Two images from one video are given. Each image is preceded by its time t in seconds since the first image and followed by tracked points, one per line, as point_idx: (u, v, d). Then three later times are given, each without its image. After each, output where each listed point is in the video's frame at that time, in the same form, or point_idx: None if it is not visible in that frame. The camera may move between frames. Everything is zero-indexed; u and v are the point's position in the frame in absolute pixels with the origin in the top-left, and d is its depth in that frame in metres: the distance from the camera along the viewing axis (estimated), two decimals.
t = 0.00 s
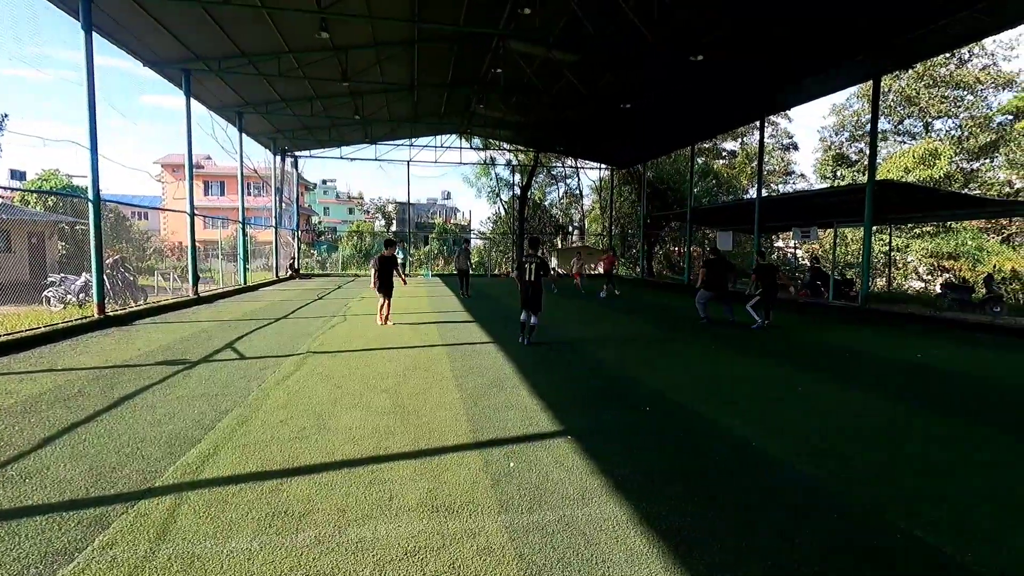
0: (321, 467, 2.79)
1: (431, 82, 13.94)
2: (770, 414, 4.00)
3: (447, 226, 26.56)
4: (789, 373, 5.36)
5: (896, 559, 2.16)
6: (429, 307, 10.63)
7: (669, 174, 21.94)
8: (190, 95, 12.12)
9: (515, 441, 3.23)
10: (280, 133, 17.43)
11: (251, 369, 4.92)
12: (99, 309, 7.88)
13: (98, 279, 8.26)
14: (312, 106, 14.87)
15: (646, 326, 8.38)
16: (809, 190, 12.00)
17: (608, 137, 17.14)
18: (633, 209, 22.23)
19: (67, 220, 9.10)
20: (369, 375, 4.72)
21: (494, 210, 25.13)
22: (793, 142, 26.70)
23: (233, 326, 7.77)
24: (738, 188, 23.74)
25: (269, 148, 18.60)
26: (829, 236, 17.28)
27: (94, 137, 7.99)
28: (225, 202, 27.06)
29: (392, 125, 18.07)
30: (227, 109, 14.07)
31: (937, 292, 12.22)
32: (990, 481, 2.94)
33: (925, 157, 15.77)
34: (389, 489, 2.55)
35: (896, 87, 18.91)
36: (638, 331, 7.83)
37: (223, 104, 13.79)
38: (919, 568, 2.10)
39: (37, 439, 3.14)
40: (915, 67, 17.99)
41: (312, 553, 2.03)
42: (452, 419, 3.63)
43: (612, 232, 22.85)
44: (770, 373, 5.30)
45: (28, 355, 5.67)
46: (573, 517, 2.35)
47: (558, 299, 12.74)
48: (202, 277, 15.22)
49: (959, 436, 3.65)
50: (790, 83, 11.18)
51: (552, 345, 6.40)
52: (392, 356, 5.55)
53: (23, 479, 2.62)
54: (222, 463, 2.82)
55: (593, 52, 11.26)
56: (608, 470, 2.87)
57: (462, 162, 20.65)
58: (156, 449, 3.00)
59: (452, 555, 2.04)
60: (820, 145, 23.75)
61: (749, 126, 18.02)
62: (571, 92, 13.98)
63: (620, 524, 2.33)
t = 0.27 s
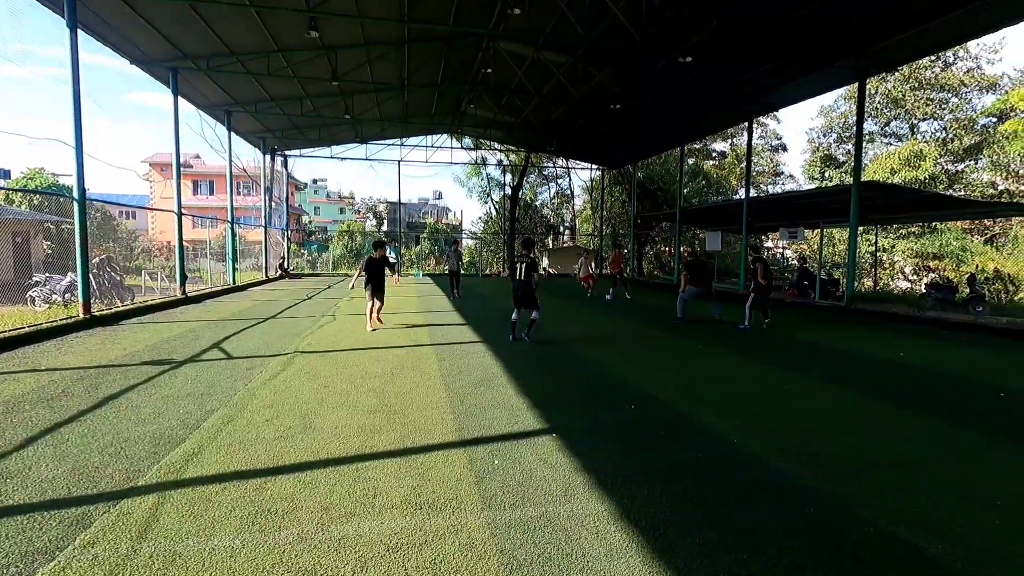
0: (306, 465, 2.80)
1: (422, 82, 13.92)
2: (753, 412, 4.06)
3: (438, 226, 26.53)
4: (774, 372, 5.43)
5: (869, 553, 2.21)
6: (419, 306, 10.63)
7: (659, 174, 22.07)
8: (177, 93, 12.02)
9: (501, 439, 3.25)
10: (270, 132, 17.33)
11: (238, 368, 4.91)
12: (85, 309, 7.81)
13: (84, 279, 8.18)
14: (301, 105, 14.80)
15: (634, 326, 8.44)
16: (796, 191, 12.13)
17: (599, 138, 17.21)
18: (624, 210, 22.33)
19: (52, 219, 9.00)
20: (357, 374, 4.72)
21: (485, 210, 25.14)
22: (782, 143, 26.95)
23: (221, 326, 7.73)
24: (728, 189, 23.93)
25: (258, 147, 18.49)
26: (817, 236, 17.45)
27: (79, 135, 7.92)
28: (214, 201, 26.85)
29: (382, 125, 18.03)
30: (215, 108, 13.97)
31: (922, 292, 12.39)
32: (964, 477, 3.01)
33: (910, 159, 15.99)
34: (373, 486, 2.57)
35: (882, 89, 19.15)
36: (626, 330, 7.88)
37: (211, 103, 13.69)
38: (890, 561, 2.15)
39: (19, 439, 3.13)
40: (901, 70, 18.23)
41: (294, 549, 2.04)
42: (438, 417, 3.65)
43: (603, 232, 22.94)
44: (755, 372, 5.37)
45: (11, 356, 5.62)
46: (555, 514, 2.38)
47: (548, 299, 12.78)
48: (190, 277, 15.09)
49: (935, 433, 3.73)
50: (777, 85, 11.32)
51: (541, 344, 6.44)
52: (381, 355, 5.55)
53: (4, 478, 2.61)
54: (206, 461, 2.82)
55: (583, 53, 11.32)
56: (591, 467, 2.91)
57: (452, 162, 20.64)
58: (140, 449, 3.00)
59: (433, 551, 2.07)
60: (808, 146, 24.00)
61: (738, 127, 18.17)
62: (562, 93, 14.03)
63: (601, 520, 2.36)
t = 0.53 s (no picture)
0: (294, 466, 2.81)
1: (417, 86, 13.97)
2: (740, 413, 4.10)
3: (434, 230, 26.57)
4: (763, 374, 5.47)
5: (848, 550, 2.23)
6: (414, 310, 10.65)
7: (654, 179, 22.19)
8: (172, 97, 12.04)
9: (489, 440, 3.27)
10: (265, 137, 17.35)
11: (229, 371, 4.92)
12: (77, 313, 7.80)
13: (76, 282, 8.17)
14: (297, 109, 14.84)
15: (627, 329, 8.48)
16: (789, 196, 12.21)
17: (593, 142, 17.29)
18: (619, 214, 22.42)
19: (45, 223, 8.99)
20: (348, 377, 4.74)
21: (481, 215, 25.20)
22: (776, 149, 27.13)
23: (214, 330, 7.73)
24: (722, 194, 24.07)
25: (253, 151, 18.51)
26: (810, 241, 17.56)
27: (72, 139, 7.92)
28: (209, 205, 26.83)
29: (378, 130, 18.08)
30: (210, 112, 13.99)
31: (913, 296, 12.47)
32: (945, 477, 3.05)
33: (901, 164, 16.14)
34: (359, 487, 2.59)
35: (874, 95, 19.33)
36: (618, 334, 7.92)
37: (206, 107, 13.71)
38: (874, 559, 2.18)
39: (8, 441, 3.13)
40: (892, 76, 18.41)
41: (278, 548, 2.06)
42: (428, 419, 3.67)
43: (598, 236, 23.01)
44: (744, 374, 5.42)
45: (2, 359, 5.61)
46: (539, 513, 2.40)
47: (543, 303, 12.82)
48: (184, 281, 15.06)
49: (921, 434, 3.77)
50: (769, 91, 11.42)
51: (533, 348, 6.46)
52: (373, 358, 5.56)
53: None
54: (194, 463, 2.83)
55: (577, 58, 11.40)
56: (577, 467, 2.93)
57: (448, 166, 20.70)
58: (129, 450, 3.01)
59: (417, 550, 2.09)
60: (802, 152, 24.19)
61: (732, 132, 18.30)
62: (556, 98, 14.10)
63: (585, 518, 2.38)
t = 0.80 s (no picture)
0: (285, 466, 2.83)
1: (413, 89, 14.01)
2: (732, 414, 4.12)
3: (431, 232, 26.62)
4: (756, 375, 5.50)
5: (833, 549, 2.26)
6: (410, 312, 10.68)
7: (650, 182, 22.28)
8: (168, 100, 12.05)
9: (481, 441, 3.29)
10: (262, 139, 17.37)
11: (223, 373, 4.92)
12: (72, 315, 7.80)
13: (71, 284, 8.16)
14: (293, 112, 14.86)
15: (622, 331, 8.51)
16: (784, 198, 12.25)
17: (590, 145, 17.36)
18: (616, 217, 22.49)
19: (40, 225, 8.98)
20: (343, 378, 4.75)
21: (478, 217, 25.25)
22: (772, 151, 27.27)
23: (210, 331, 7.73)
24: (718, 196, 24.17)
25: (250, 154, 18.52)
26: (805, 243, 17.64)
27: (67, 141, 7.93)
28: (206, 207, 26.83)
29: (375, 132, 18.11)
30: (206, 114, 14.00)
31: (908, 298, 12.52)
32: (933, 477, 3.08)
33: (896, 167, 16.23)
34: (350, 487, 2.60)
35: (869, 98, 19.45)
36: (614, 336, 7.95)
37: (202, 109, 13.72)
38: (859, 557, 2.20)
39: None
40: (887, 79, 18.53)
41: (268, 547, 2.07)
42: (420, 420, 3.68)
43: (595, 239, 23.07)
44: (737, 376, 5.44)
45: None
46: (528, 512, 2.42)
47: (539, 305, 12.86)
48: (180, 283, 15.04)
49: (911, 434, 3.80)
50: (764, 94, 11.48)
51: (528, 350, 6.47)
52: (367, 360, 5.57)
53: None
54: (186, 463, 2.84)
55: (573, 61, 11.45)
56: (568, 467, 2.95)
57: (445, 169, 20.74)
58: (121, 450, 3.02)
59: (406, 548, 2.10)
60: (798, 155, 24.33)
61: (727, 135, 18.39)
62: (552, 101, 14.15)
63: (574, 517, 2.40)
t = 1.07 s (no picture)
0: (287, 469, 2.84)
1: (413, 92, 14.05)
2: (731, 416, 4.14)
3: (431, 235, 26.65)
4: (755, 378, 5.53)
5: (831, 549, 2.28)
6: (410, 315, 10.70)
7: (650, 185, 22.34)
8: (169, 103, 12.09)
9: (482, 443, 3.30)
10: (262, 142, 17.40)
11: (224, 376, 4.93)
12: (73, 318, 7.81)
13: (72, 287, 8.17)
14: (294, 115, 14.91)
15: (622, 334, 8.53)
16: (783, 201, 12.26)
17: (589, 148, 17.41)
18: (616, 219, 22.53)
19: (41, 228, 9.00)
20: (344, 382, 4.76)
21: (478, 220, 25.29)
22: (771, 154, 27.34)
23: (210, 335, 7.75)
24: (718, 199, 24.24)
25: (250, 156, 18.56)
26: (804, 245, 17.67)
27: (68, 144, 7.95)
28: (206, 210, 26.85)
29: (375, 135, 18.16)
30: (207, 117, 14.04)
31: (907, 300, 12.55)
32: (931, 479, 3.10)
33: (895, 169, 16.28)
34: (351, 489, 2.61)
35: (868, 101, 19.53)
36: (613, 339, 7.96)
37: (203, 113, 13.76)
38: (856, 558, 2.22)
39: (3, 445, 3.15)
40: (886, 82, 18.59)
41: (271, 549, 2.09)
42: (421, 423, 3.70)
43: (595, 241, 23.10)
44: (736, 378, 5.46)
45: None
46: (528, 514, 2.44)
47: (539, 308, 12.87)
48: (180, 286, 15.05)
49: (910, 436, 3.82)
50: (762, 97, 11.54)
51: (527, 352, 6.50)
52: (367, 363, 5.59)
53: None
54: (189, 466, 2.86)
55: (572, 64, 11.49)
56: (567, 469, 2.98)
57: (445, 172, 20.78)
58: (123, 453, 3.03)
59: (408, 550, 2.12)
60: (797, 157, 24.41)
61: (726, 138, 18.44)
62: (552, 104, 14.20)
63: (575, 519, 2.42)
